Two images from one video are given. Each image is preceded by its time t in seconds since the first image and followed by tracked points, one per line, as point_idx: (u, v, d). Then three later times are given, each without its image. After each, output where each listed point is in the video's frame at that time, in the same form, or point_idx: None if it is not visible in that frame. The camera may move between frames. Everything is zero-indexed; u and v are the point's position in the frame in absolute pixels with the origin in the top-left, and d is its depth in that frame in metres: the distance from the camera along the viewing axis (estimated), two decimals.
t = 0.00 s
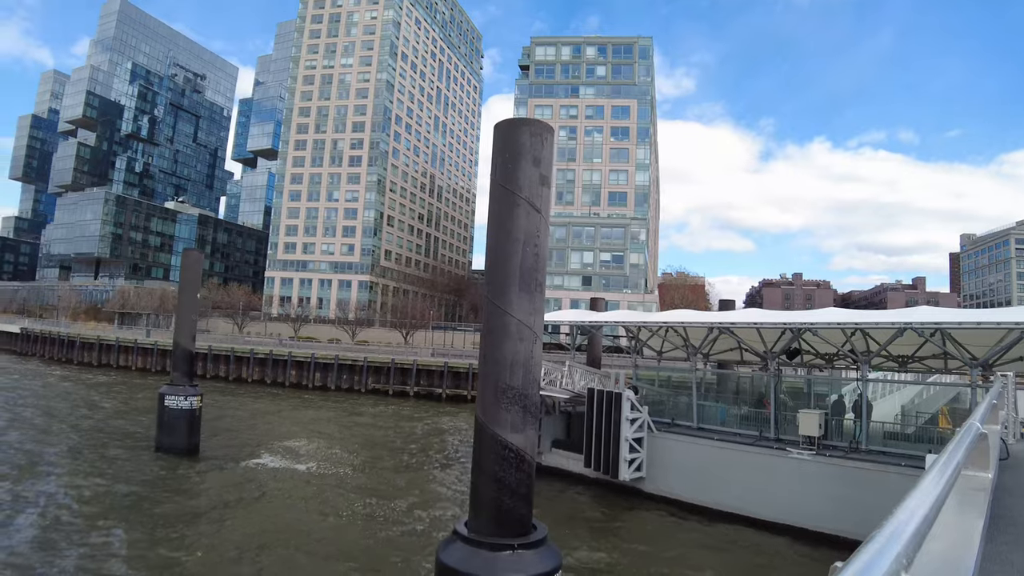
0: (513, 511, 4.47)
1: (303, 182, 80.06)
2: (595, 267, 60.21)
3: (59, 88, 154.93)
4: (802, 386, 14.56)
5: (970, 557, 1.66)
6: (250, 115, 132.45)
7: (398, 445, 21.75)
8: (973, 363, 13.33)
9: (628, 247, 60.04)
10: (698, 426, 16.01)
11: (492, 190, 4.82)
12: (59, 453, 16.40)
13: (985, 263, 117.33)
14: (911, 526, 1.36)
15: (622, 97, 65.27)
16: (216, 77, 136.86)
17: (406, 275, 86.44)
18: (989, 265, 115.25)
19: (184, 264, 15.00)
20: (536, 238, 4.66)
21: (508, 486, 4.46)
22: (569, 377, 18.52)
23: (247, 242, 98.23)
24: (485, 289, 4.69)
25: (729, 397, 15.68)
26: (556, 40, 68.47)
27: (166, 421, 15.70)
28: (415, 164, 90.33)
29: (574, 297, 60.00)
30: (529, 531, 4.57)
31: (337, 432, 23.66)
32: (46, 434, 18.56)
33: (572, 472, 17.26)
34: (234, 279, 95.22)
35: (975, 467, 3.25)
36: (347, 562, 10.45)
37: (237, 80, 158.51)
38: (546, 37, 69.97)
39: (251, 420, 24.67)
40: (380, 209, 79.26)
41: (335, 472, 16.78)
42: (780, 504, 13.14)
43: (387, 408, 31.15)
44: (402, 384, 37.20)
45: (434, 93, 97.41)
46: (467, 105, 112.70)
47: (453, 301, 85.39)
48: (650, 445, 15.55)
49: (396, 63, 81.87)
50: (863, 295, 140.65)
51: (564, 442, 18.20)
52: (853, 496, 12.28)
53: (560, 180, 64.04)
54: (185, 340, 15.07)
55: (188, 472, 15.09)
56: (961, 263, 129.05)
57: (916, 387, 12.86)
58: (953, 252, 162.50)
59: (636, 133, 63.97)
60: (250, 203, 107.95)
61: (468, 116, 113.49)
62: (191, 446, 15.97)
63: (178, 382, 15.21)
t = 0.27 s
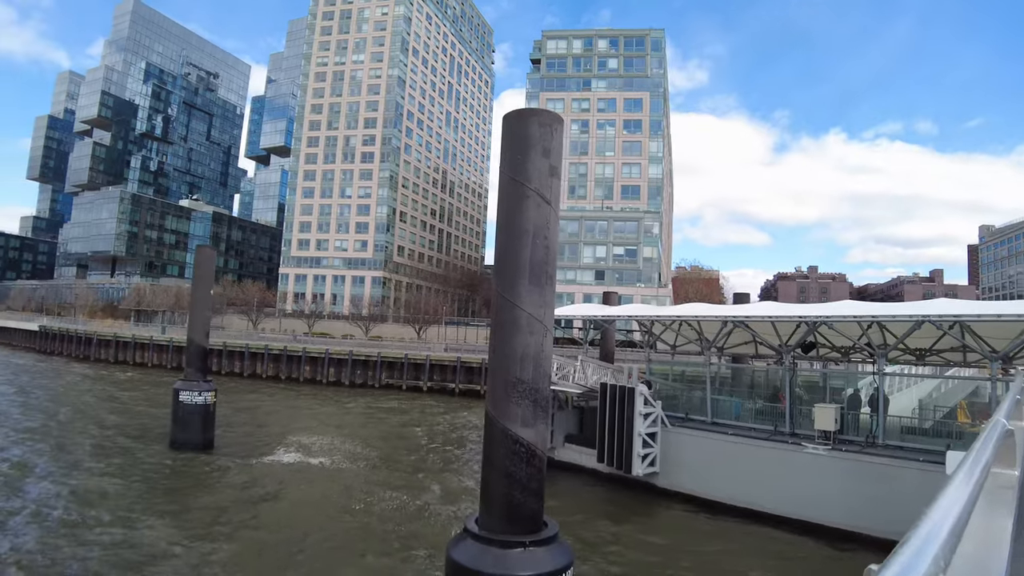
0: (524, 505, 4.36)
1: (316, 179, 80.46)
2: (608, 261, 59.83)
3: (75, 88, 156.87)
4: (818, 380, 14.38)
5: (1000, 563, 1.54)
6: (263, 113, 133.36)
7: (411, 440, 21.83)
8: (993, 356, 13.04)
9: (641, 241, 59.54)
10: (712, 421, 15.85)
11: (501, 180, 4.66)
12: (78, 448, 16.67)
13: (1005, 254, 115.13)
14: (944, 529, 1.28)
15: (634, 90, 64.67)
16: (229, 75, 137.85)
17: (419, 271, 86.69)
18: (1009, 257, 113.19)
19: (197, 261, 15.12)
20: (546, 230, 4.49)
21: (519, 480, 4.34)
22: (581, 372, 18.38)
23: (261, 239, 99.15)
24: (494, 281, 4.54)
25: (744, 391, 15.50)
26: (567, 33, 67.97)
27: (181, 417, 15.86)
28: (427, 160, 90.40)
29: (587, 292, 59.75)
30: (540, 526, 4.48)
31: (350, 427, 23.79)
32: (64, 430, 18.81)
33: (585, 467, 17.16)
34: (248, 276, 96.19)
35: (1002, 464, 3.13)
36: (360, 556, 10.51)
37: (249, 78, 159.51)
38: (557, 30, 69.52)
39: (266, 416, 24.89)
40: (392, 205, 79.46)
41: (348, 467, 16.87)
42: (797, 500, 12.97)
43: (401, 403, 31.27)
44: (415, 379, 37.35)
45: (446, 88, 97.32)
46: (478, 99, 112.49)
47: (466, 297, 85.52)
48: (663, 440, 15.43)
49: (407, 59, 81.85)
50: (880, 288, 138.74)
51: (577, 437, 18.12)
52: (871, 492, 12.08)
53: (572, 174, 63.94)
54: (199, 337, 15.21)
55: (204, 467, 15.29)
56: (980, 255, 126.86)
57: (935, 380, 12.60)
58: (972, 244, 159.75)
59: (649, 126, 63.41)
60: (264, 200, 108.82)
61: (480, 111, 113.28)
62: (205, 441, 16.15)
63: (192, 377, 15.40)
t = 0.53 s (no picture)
0: (530, 502, 4.31)
1: (323, 176, 80.68)
2: (616, 257, 59.67)
3: (84, 87, 158.00)
4: (827, 375, 14.28)
5: None
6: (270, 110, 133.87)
7: (419, 436, 21.89)
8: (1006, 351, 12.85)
9: (649, 236, 59.26)
10: (720, 417, 15.76)
11: (506, 174, 4.58)
12: (87, 445, 16.84)
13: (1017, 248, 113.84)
14: (992, 524, 1.50)
15: (641, 84, 64.29)
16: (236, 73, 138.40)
17: (427, 267, 86.92)
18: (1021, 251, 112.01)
19: (204, 258, 15.22)
20: (552, 225, 4.41)
21: (524, 476, 4.29)
22: (589, 368, 18.28)
23: (269, 236, 99.71)
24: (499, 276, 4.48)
25: (753, 387, 15.42)
26: (574, 28, 67.66)
27: (188, 414, 15.99)
28: (434, 156, 90.44)
29: (594, 288, 59.65)
30: (545, 523, 4.45)
31: (358, 423, 23.91)
32: (75, 427, 18.95)
33: (592, 463, 17.11)
34: (256, 273, 96.79)
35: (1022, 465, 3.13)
36: (365, 552, 10.56)
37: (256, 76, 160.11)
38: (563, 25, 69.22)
39: (275, 412, 25.05)
40: (399, 202, 79.61)
41: (356, 463, 16.93)
42: (806, 497, 12.87)
43: (409, 399, 31.39)
44: (423, 375, 37.52)
45: (453, 84, 97.25)
46: (485, 95, 112.36)
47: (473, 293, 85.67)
48: (671, 436, 15.37)
49: (413, 55, 81.80)
50: (890, 283, 137.61)
51: (584, 433, 18.08)
52: (882, 489, 11.96)
53: (579, 169, 63.86)
54: (206, 334, 15.31)
55: (211, 463, 15.41)
56: (991, 250, 125.74)
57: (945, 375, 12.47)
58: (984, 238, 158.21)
59: (657, 120, 63.08)
60: (272, 197, 109.33)
61: (487, 107, 113.14)
62: (212, 437, 16.28)
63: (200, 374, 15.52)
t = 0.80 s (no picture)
0: (529, 497, 4.33)
1: (325, 172, 80.71)
2: (618, 253, 59.65)
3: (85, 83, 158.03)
4: (829, 372, 14.30)
5: None
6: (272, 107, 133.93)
7: (420, 431, 21.99)
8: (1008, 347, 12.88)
9: (651, 232, 59.22)
10: (722, 413, 15.76)
11: (505, 169, 4.58)
12: (89, 441, 16.92)
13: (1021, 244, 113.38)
14: (1000, 523, 1.73)
15: (644, 80, 64.08)
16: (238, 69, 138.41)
17: (429, 263, 87.06)
18: None
19: (205, 254, 15.25)
20: (551, 220, 4.41)
21: (523, 473, 4.31)
22: (590, 364, 18.26)
23: (271, 233, 99.93)
24: (497, 273, 4.47)
25: (754, 382, 15.43)
26: (576, 23, 67.46)
27: (189, 410, 16.07)
28: (436, 152, 90.46)
29: (596, 284, 59.66)
30: (545, 519, 4.47)
31: (359, 419, 24.00)
32: (76, 424, 19.01)
33: (592, 460, 17.12)
34: (259, 269, 96.98)
35: None
36: (365, 548, 10.61)
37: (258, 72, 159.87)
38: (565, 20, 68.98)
39: (276, 408, 25.18)
40: (401, 197, 79.64)
41: (358, 459, 17.02)
42: (808, 494, 12.88)
43: (411, 395, 31.57)
44: (424, 371, 37.68)
45: (455, 80, 97.19)
46: (487, 91, 112.28)
47: (475, 289, 85.78)
48: (672, 433, 15.37)
49: (415, 51, 81.71)
50: (892, 279, 137.40)
51: (585, 429, 18.13)
52: (882, 485, 12.00)
53: (581, 165, 63.75)
54: (207, 330, 15.35)
55: (212, 459, 15.48)
56: (994, 246, 125.39)
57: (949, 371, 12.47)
58: (986, 235, 157.98)
59: (659, 116, 62.94)
60: (274, 194, 109.49)
61: (489, 103, 113.05)
62: (213, 434, 16.34)
63: (201, 370, 15.60)
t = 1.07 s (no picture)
0: (523, 496, 4.37)
1: (324, 171, 80.67)
2: (617, 252, 59.67)
3: (83, 82, 157.81)
4: (828, 371, 14.36)
5: None
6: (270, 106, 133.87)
7: (418, 431, 22.03)
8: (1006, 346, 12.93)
9: (650, 231, 59.24)
10: (720, 412, 15.83)
11: (499, 169, 4.62)
12: (87, 441, 16.96)
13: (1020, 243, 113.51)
14: (984, 526, 1.52)
15: (642, 79, 64.16)
16: (236, 68, 138.27)
17: (428, 263, 87.09)
18: None
19: (202, 254, 15.26)
20: (546, 219, 4.46)
21: (518, 472, 4.35)
22: (589, 364, 18.30)
23: (270, 232, 99.95)
24: (492, 271, 4.51)
25: (752, 382, 15.47)
26: (575, 22, 67.46)
27: (187, 411, 16.10)
28: (434, 151, 90.46)
29: (595, 283, 59.67)
30: (540, 516, 4.52)
31: (358, 419, 24.06)
32: (74, 424, 19.05)
33: (590, 459, 17.19)
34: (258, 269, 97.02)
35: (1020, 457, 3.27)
36: (362, 547, 10.66)
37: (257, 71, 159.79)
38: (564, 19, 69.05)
39: (275, 408, 25.22)
40: (400, 197, 79.65)
41: (355, 458, 17.04)
42: (805, 493, 12.94)
43: (410, 394, 31.66)
44: (423, 370, 37.73)
45: (454, 79, 97.14)
46: (486, 90, 112.29)
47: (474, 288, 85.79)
48: (671, 432, 15.40)
49: (414, 50, 81.72)
50: (891, 278, 137.55)
51: (583, 429, 18.19)
52: (880, 484, 12.05)
53: (580, 164, 63.80)
54: (206, 330, 15.39)
55: (211, 459, 15.52)
56: (992, 245, 125.53)
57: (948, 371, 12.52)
58: (984, 234, 158.17)
59: (658, 115, 62.99)
60: (273, 193, 109.48)
61: (488, 102, 113.07)
62: (211, 434, 16.36)
63: (199, 371, 15.64)
